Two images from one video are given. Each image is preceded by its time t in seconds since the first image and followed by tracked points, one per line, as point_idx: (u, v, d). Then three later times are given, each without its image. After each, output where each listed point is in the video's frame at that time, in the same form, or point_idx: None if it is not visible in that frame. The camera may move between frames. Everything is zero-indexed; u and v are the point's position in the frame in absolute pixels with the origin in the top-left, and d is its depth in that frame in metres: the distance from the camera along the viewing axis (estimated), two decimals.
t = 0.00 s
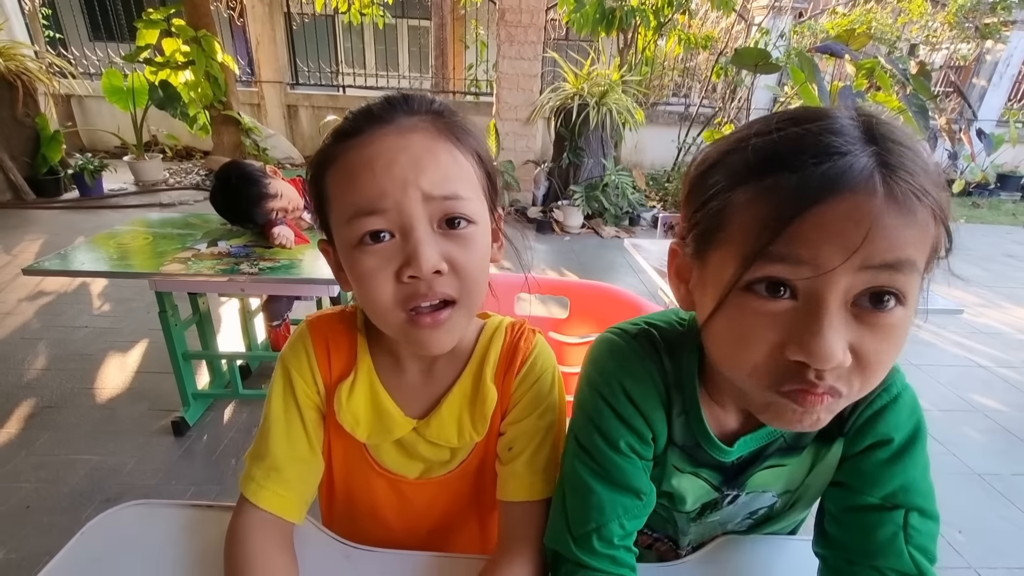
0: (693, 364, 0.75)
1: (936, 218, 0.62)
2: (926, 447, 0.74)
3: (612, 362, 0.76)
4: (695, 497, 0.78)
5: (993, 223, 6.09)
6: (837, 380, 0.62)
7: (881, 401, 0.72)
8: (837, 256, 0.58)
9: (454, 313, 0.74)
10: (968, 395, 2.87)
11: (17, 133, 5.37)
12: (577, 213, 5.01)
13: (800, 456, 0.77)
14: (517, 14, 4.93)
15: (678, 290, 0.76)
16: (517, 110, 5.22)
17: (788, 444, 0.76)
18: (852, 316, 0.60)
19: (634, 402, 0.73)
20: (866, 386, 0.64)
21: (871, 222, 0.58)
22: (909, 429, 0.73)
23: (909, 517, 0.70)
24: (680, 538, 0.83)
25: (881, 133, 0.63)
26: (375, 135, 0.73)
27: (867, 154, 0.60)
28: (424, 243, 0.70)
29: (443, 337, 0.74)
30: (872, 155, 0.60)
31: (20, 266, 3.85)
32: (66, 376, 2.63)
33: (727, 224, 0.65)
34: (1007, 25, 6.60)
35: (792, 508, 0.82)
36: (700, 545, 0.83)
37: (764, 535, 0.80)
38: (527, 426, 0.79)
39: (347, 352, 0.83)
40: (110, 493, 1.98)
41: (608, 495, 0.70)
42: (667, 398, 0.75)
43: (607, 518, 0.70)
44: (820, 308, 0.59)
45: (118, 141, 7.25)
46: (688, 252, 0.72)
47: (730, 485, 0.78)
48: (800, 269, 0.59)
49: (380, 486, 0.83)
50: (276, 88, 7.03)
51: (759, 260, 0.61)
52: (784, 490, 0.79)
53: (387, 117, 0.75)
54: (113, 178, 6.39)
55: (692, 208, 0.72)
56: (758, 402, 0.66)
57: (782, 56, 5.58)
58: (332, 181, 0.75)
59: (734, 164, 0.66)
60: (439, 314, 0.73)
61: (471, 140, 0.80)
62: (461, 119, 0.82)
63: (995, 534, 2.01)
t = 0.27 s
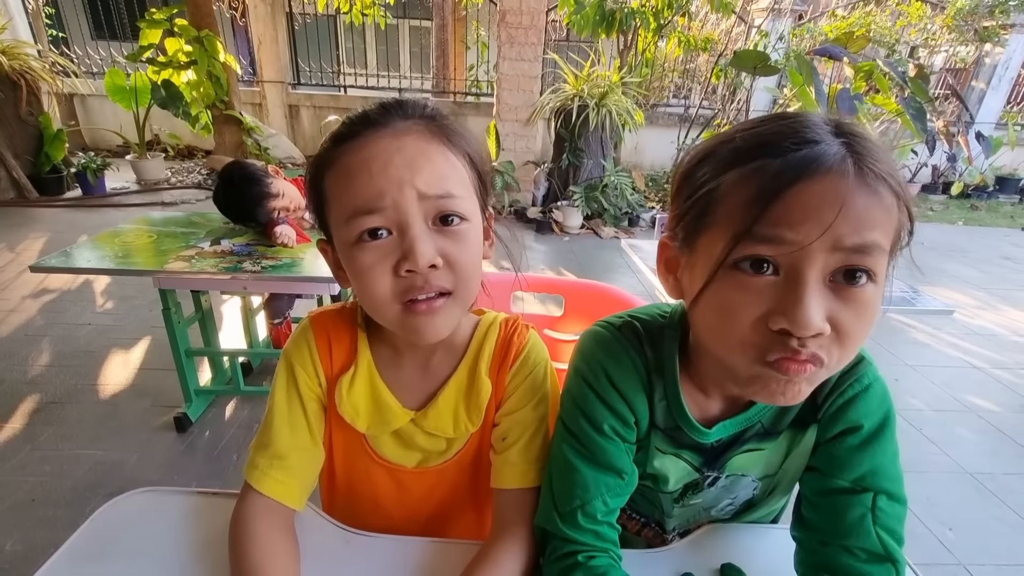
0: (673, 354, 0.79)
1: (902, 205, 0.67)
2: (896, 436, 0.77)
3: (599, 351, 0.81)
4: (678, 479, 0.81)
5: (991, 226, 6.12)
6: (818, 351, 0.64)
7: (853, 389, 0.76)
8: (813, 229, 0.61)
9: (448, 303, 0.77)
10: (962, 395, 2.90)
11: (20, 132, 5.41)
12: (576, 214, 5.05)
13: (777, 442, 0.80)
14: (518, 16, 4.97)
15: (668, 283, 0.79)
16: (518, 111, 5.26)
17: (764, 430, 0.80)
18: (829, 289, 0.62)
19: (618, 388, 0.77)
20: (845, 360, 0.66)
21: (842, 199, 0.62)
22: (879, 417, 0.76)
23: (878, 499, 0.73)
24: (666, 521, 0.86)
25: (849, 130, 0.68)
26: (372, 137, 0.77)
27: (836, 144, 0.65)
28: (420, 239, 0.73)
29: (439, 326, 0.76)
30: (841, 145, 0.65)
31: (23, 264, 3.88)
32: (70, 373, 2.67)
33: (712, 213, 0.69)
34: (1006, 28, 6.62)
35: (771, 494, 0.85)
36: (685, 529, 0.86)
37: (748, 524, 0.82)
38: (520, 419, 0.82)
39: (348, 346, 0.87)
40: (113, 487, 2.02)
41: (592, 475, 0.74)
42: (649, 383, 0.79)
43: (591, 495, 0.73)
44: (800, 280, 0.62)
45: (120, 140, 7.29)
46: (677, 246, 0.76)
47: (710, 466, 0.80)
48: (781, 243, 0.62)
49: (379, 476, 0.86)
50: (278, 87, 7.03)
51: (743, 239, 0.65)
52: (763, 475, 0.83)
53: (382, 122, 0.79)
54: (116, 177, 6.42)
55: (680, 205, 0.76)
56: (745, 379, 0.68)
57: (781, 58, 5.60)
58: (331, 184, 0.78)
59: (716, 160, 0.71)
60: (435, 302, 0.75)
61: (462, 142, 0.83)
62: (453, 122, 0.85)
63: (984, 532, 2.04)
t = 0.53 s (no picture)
0: (656, 348, 0.82)
1: (868, 211, 0.71)
2: (868, 430, 0.81)
3: (585, 347, 0.85)
4: (661, 468, 0.84)
5: (988, 226, 6.15)
6: (792, 352, 0.67)
7: (828, 384, 0.80)
8: (785, 236, 0.65)
9: (438, 304, 0.80)
10: (956, 394, 2.93)
11: (22, 134, 5.44)
12: (575, 215, 5.08)
13: (756, 434, 0.84)
14: (516, 18, 5.00)
15: (653, 285, 0.82)
16: (516, 112, 5.29)
17: (743, 423, 0.83)
18: (802, 293, 0.66)
19: (603, 382, 0.81)
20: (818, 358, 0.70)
21: (811, 207, 0.65)
22: (853, 411, 0.80)
23: (850, 490, 0.77)
24: (651, 511, 0.90)
25: (818, 141, 0.72)
26: (366, 147, 0.80)
27: (806, 155, 0.69)
28: (412, 244, 0.76)
29: (433, 327, 0.80)
30: (810, 156, 0.69)
31: (26, 265, 3.91)
32: (73, 372, 2.70)
33: (692, 222, 0.73)
34: (1003, 30, 6.65)
35: (752, 485, 0.88)
36: (669, 517, 0.89)
37: (730, 515, 0.85)
38: (511, 414, 0.85)
39: (347, 344, 0.90)
40: (116, 485, 2.05)
41: (575, 464, 0.78)
42: (634, 378, 0.82)
43: (575, 484, 0.77)
44: (773, 286, 0.65)
45: (121, 141, 7.33)
46: (660, 251, 0.79)
47: (692, 457, 0.84)
48: (755, 251, 0.66)
49: (376, 469, 0.89)
50: (278, 89, 7.04)
51: (721, 246, 0.68)
52: (742, 466, 0.86)
53: (376, 132, 0.82)
54: (117, 178, 6.46)
55: (662, 213, 0.79)
56: (725, 378, 0.72)
57: (779, 59, 5.63)
58: (328, 191, 0.82)
59: (695, 170, 0.75)
60: (427, 303, 0.78)
61: (452, 151, 0.86)
62: (444, 131, 0.88)
63: (974, 528, 2.07)
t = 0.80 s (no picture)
0: (639, 343, 0.85)
1: (850, 219, 0.73)
2: (854, 428, 0.82)
3: (577, 346, 0.87)
4: (647, 461, 0.84)
5: (986, 227, 6.17)
6: (770, 358, 0.70)
7: (813, 384, 0.81)
8: (770, 246, 0.67)
9: (432, 308, 0.81)
10: (952, 395, 2.94)
11: (22, 134, 5.46)
12: (574, 215, 5.09)
13: (741, 430, 0.85)
14: (515, 20, 5.02)
15: (643, 286, 0.84)
16: (515, 113, 5.31)
17: (728, 419, 0.84)
18: (783, 300, 0.68)
19: (595, 378, 0.83)
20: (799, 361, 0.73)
21: (794, 217, 0.67)
22: (838, 410, 0.81)
23: (837, 486, 0.78)
24: (642, 505, 0.89)
25: (804, 149, 0.74)
26: (366, 152, 0.81)
27: (791, 164, 0.70)
28: (408, 250, 0.77)
29: (428, 331, 0.82)
30: (796, 165, 0.70)
31: (26, 266, 3.92)
32: (73, 372, 2.71)
33: (680, 228, 0.75)
34: (1001, 31, 6.67)
35: (740, 482, 0.88)
36: (660, 511, 0.89)
37: (722, 513, 0.86)
38: (506, 413, 0.87)
39: (347, 344, 0.91)
40: (117, 485, 2.06)
41: (572, 452, 0.80)
42: (620, 373, 0.84)
43: (573, 471, 0.79)
44: (755, 293, 0.68)
45: (121, 142, 7.34)
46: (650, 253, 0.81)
47: (677, 449, 0.84)
48: (740, 259, 0.68)
49: (375, 467, 0.91)
50: (277, 90, 7.05)
51: (707, 253, 0.70)
52: (729, 461, 0.86)
53: (376, 138, 0.83)
54: (117, 179, 6.47)
55: (653, 219, 0.81)
56: (709, 380, 0.75)
57: (777, 60, 5.64)
58: (328, 195, 0.83)
59: (684, 177, 0.77)
60: (422, 309, 0.79)
61: (451, 158, 0.88)
62: (442, 138, 0.90)
63: (969, 527, 2.09)
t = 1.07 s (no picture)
0: (645, 349, 0.86)
1: (841, 219, 0.73)
2: (855, 426, 0.83)
3: (582, 349, 0.88)
4: (654, 462, 0.87)
5: (984, 226, 6.18)
6: (772, 353, 0.71)
7: (815, 382, 0.82)
8: (763, 245, 0.68)
9: (429, 307, 0.81)
10: (950, 393, 2.95)
11: (22, 135, 5.46)
12: (573, 215, 5.10)
13: (745, 430, 0.86)
14: (514, 20, 5.03)
15: (642, 288, 0.85)
16: (514, 113, 5.32)
17: (732, 420, 0.85)
18: (780, 295, 0.69)
19: (601, 381, 0.84)
20: (798, 358, 0.74)
21: (787, 216, 0.68)
22: (839, 408, 0.82)
23: (838, 482, 0.78)
24: (645, 504, 0.92)
25: (796, 149, 0.74)
26: (367, 152, 0.82)
27: (782, 164, 0.71)
28: (405, 250, 0.78)
29: (425, 329, 0.82)
30: (788, 166, 0.71)
31: (25, 267, 3.92)
32: (73, 373, 2.71)
33: (675, 228, 0.76)
34: (998, 31, 6.69)
35: (743, 480, 0.91)
36: (663, 511, 0.92)
37: (723, 511, 0.87)
38: (506, 410, 0.87)
39: (347, 342, 0.92)
40: (117, 484, 2.06)
41: (580, 457, 0.80)
42: (627, 376, 0.86)
43: (584, 474, 0.79)
44: (751, 292, 0.68)
45: (120, 142, 7.34)
46: (648, 256, 0.82)
47: (683, 451, 0.86)
48: (735, 259, 0.69)
49: (375, 465, 0.91)
50: (277, 91, 7.05)
51: (703, 253, 0.71)
52: (733, 460, 0.88)
53: (378, 138, 0.84)
54: (116, 179, 6.47)
55: (649, 218, 0.82)
56: (712, 378, 0.75)
57: (776, 60, 5.65)
58: (331, 192, 0.84)
59: (679, 177, 0.78)
60: (416, 309, 0.80)
61: (455, 160, 0.88)
62: (447, 140, 0.90)
63: (968, 525, 2.09)
